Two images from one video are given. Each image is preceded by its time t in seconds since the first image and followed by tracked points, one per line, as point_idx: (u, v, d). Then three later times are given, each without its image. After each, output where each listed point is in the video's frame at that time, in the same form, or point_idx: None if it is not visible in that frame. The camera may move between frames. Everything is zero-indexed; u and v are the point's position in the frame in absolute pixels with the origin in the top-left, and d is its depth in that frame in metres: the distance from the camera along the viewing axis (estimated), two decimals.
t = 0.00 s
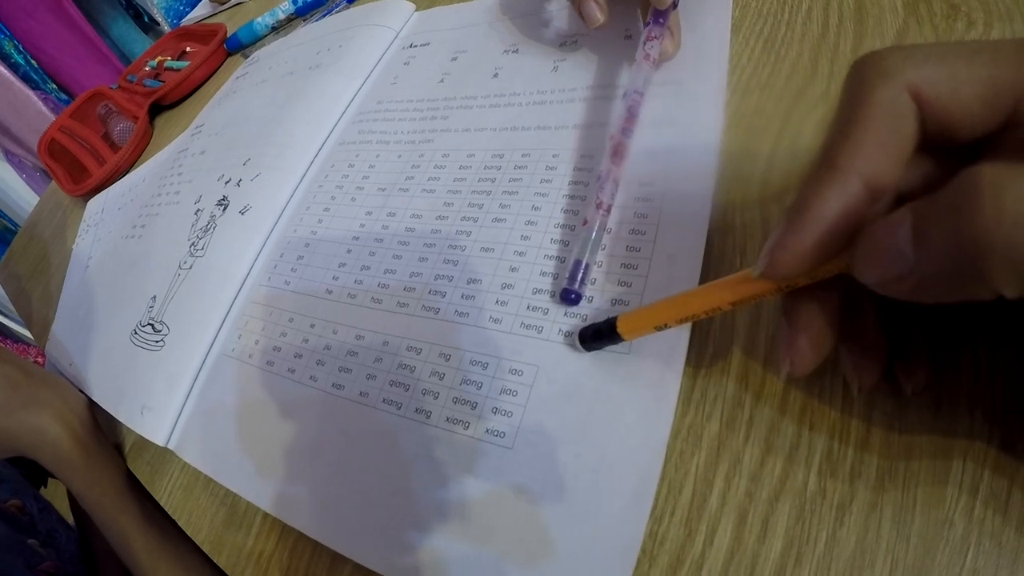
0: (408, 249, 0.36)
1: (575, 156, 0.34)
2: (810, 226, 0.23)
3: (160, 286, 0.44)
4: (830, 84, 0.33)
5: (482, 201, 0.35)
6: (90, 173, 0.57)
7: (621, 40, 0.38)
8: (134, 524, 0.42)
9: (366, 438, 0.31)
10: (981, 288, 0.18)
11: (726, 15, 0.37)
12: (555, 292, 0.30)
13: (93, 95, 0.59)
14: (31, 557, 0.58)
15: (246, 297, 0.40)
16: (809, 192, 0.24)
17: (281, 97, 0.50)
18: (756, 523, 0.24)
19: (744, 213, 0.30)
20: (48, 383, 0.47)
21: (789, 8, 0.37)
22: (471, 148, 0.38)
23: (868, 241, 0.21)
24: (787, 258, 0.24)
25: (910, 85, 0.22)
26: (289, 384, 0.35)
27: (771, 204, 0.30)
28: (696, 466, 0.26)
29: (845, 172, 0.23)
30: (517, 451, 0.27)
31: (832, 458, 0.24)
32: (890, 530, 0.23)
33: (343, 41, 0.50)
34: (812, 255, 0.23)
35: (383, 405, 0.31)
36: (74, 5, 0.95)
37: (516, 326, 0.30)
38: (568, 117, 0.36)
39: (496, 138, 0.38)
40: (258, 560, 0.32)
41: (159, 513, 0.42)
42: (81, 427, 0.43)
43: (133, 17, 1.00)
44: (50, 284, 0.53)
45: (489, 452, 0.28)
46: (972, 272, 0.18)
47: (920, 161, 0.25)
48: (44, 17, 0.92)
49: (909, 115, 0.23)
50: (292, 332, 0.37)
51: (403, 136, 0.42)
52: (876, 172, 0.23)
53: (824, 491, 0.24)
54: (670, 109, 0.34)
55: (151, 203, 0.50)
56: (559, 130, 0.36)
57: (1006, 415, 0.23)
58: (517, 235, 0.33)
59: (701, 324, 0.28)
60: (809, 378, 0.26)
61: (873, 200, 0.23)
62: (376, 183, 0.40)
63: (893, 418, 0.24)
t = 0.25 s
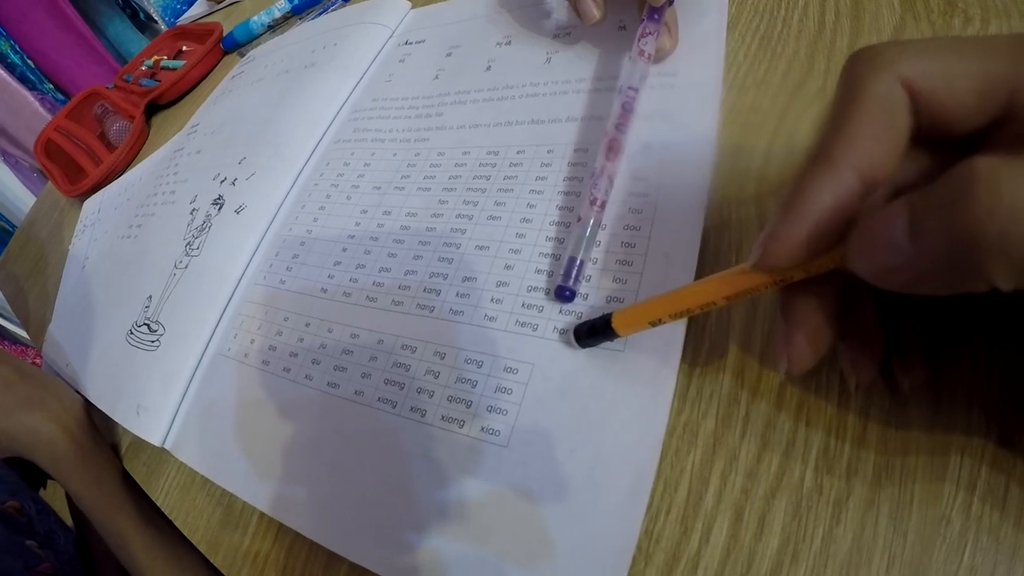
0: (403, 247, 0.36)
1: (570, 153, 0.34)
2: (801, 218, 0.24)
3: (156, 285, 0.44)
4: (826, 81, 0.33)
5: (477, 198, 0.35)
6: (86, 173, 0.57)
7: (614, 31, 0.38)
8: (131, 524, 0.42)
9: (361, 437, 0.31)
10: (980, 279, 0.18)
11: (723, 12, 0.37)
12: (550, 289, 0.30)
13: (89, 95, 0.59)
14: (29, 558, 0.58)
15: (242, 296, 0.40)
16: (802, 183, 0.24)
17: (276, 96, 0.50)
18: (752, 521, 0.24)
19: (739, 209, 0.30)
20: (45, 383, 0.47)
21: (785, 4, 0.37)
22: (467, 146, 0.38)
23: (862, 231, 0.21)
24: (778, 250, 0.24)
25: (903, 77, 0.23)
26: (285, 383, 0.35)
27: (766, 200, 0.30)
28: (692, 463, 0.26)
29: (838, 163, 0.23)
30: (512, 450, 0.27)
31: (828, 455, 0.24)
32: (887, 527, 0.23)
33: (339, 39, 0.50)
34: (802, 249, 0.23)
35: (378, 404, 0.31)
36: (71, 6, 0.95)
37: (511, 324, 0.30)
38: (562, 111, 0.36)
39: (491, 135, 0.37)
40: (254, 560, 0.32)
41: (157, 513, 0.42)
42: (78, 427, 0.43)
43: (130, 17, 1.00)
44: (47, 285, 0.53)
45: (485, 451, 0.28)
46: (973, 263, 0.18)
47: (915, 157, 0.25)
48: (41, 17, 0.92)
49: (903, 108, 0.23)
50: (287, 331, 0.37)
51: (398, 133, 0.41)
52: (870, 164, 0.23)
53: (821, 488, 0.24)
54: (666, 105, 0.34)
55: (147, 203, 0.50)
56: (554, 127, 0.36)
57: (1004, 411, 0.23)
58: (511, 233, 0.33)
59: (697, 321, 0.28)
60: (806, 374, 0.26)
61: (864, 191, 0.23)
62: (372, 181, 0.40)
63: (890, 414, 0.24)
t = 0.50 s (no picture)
0: (401, 246, 0.36)
1: (568, 152, 0.34)
2: (797, 209, 0.24)
3: (155, 285, 0.44)
4: (823, 79, 0.33)
5: (476, 198, 0.35)
6: (84, 173, 0.57)
7: (611, 28, 0.38)
8: (130, 525, 0.42)
9: (360, 437, 0.31)
10: (974, 271, 0.18)
11: (720, 11, 0.37)
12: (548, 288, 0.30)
13: (87, 94, 0.59)
14: (29, 558, 0.58)
15: (241, 296, 0.40)
16: (800, 175, 0.24)
17: (274, 95, 0.50)
18: (750, 520, 0.24)
19: (737, 208, 0.30)
20: (45, 383, 0.47)
21: (782, 2, 0.37)
22: (464, 145, 0.38)
23: (857, 221, 0.21)
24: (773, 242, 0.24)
25: (899, 74, 0.23)
26: (284, 383, 0.35)
27: (764, 200, 0.30)
28: (690, 462, 0.26)
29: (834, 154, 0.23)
30: (511, 449, 0.27)
31: (826, 454, 0.24)
32: (884, 526, 0.23)
33: (336, 39, 0.50)
34: (796, 241, 0.24)
35: (377, 403, 0.31)
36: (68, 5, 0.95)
37: (509, 324, 0.30)
38: (561, 111, 0.36)
39: (488, 134, 0.37)
40: (253, 560, 0.32)
41: (156, 513, 0.42)
42: (76, 428, 0.43)
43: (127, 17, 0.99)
44: (45, 285, 0.53)
45: (483, 450, 0.28)
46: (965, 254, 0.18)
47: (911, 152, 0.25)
48: (38, 17, 0.92)
49: (899, 104, 0.23)
50: (286, 331, 0.37)
51: (396, 133, 0.41)
52: (868, 157, 0.23)
53: (819, 487, 0.24)
54: (663, 104, 0.34)
55: (145, 203, 0.50)
56: (552, 126, 0.36)
57: (1000, 409, 0.23)
58: (509, 232, 0.33)
59: (695, 321, 0.28)
60: (804, 372, 0.26)
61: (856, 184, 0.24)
62: (370, 180, 0.40)
63: (887, 412, 0.24)
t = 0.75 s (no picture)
0: (410, 246, 0.36)
1: (578, 154, 0.34)
2: (813, 209, 0.24)
3: (161, 282, 0.44)
4: (833, 84, 0.33)
5: (484, 199, 0.35)
6: (89, 169, 0.57)
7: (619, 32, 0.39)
8: (133, 521, 0.42)
9: (368, 436, 0.31)
10: (987, 267, 0.18)
11: (729, 14, 0.37)
12: (557, 290, 0.30)
13: (93, 91, 0.59)
14: (29, 553, 0.58)
15: (248, 294, 0.40)
16: (815, 174, 0.24)
17: (281, 94, 0.50)
18: (758, 521, 0.24)
19: (746, 211, 0.30)
20: (49, 379, 0.47)
21: (792, 8, 0.37)
22: (473, 146, 0.38)
23: (874, 219, 0.21)
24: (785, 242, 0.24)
25: (913, 76, 0.23)
26: (291, 381, 0.35)
27: (773, 203, 0.30)
28: (698, 464, 0.26)
29: (848, 157, 0.24)
30: (518, 449, 0.27)
31: (834, 456, 0.24)
32: (891, 529, 0.23)
33: (344, 39, 0.50)
34: (807, 242, 0.24)
35: (384, 403, 0.31)
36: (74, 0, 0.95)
37: (518, 325, 0.30)
38: (571, 113, 0.36)
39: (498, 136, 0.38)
40: (258, 558, 0.32)
41: (159, 510, 0.42)
42: (80, 423, 0.43)
43: (132, 13, 0.99)
44: (48, 281, 0.53)
45: (490, 450, 0.28)
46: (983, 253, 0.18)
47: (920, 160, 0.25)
48: (44, 12, 0.92)
49: (914, 107, 0.23)
50: (293, 329, 0.37)
51: (404, 133, 0.42)
52: (882, 160, 0.24)
53: (826, 489, 0.24)
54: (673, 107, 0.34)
55: (151, 199, 0.50)
56: (561, 128, 0.36)
57: (1007, 413, 0.24)
58: (519, 234, 0.33)
59: (704, 323, 0.28)
60: (813, 374, 0.26)
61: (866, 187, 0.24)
62: (378, 180, 0.40)
63: (895, 416, 0.25)
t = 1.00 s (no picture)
0: (403, 248, 0.36)
1: (571, 155, 0.34)
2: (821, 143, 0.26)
3: (158, 285, 0.44)
4: (824, 83, 0.33)
5: (477, 200, 0.35)
6: (88, 174, 0.57)
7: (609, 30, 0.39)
8: (131, 524, 0.42)
9: (364, 438, 0.31)
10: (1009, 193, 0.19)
11: (721, 14, 0.37)
12: (549, 290, 0.30)
13: (91, 95, 0.59)
14: (29, 556, 0.58)
15: (244, 297, 0.40)
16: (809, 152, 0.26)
17: (276, 97, 0.50)
18: (750, 520, 0.24)
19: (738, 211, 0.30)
20: (47, 383, 0.47)
21: (784, 6, 0.37)
22: (466, 147, 0.38)
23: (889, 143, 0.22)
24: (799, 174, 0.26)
25: (927, 25, 0.25)
26: (286, 383, 0.35)
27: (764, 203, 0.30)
28: (690, 463, 0.26)
29: (863, 98, 0.26)
30: (512, 449, 0.28)
31: (826, 454, 0.24)
32: (884, 527, 0.23)
33: (340, 42, 0.50)
34: (819, 174, 0.26)
35: (379, 403, 0.31)
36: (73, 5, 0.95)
37: (510, 325, 0.30)
38: (565, 115, 0.36)
39: (491, 137, 0.38)
40: (255, 560, 0.32)
41: (158, 512, 0.43)
42: (79, 427, 0.43)
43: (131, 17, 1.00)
44: (47, 285, 0.53)
45: (485, 451, 0.28)
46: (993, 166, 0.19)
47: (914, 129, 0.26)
48: (44, 17, 0.93)
49: (925, 54, 0.26)
50: (288, 331, 0.37)
51: (398, 135, 0.42)
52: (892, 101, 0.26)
53: (818, 488, 0.24)
54: (667, 105, 0.34)
55: (149, 203, 0.50)
56: (554, 129, 0.36)
57: (998, 410, 0.24)
58: (511, 234, 0.33)
59: (695, 323, 0.28)
60: (804, 372, 0.26)
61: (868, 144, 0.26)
62: (372, 182, 0.40)
63: (887, 415, 0.24)
